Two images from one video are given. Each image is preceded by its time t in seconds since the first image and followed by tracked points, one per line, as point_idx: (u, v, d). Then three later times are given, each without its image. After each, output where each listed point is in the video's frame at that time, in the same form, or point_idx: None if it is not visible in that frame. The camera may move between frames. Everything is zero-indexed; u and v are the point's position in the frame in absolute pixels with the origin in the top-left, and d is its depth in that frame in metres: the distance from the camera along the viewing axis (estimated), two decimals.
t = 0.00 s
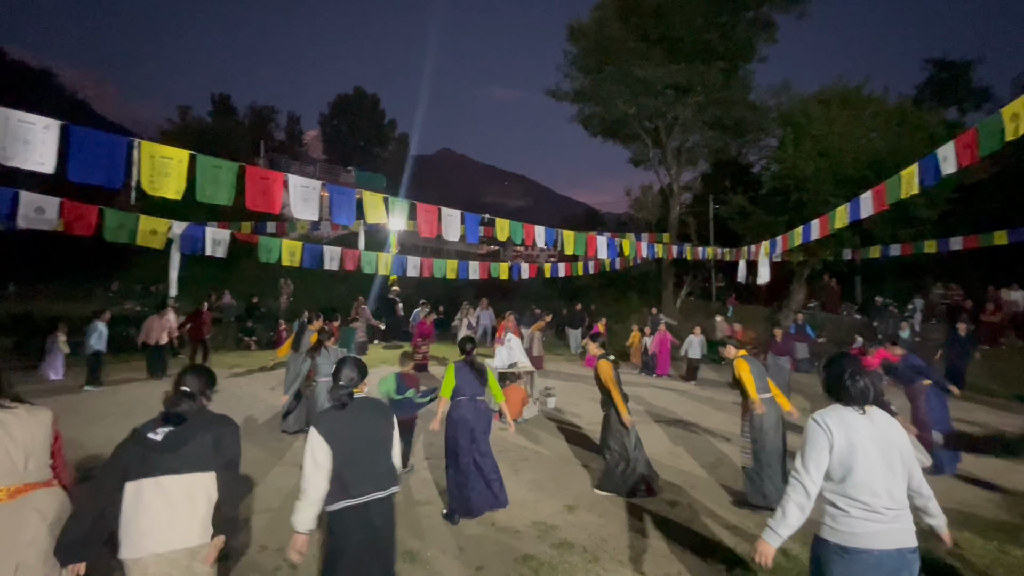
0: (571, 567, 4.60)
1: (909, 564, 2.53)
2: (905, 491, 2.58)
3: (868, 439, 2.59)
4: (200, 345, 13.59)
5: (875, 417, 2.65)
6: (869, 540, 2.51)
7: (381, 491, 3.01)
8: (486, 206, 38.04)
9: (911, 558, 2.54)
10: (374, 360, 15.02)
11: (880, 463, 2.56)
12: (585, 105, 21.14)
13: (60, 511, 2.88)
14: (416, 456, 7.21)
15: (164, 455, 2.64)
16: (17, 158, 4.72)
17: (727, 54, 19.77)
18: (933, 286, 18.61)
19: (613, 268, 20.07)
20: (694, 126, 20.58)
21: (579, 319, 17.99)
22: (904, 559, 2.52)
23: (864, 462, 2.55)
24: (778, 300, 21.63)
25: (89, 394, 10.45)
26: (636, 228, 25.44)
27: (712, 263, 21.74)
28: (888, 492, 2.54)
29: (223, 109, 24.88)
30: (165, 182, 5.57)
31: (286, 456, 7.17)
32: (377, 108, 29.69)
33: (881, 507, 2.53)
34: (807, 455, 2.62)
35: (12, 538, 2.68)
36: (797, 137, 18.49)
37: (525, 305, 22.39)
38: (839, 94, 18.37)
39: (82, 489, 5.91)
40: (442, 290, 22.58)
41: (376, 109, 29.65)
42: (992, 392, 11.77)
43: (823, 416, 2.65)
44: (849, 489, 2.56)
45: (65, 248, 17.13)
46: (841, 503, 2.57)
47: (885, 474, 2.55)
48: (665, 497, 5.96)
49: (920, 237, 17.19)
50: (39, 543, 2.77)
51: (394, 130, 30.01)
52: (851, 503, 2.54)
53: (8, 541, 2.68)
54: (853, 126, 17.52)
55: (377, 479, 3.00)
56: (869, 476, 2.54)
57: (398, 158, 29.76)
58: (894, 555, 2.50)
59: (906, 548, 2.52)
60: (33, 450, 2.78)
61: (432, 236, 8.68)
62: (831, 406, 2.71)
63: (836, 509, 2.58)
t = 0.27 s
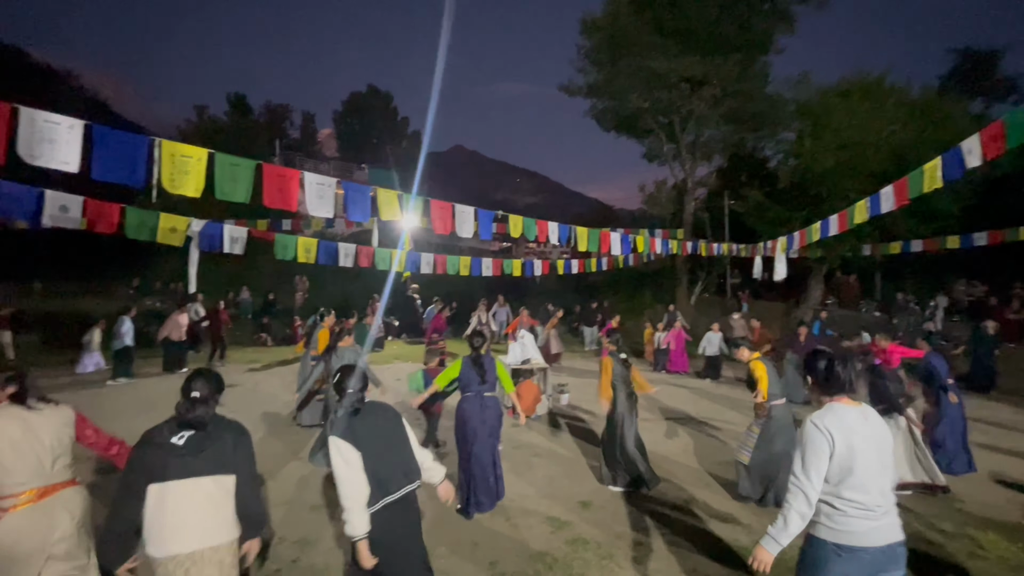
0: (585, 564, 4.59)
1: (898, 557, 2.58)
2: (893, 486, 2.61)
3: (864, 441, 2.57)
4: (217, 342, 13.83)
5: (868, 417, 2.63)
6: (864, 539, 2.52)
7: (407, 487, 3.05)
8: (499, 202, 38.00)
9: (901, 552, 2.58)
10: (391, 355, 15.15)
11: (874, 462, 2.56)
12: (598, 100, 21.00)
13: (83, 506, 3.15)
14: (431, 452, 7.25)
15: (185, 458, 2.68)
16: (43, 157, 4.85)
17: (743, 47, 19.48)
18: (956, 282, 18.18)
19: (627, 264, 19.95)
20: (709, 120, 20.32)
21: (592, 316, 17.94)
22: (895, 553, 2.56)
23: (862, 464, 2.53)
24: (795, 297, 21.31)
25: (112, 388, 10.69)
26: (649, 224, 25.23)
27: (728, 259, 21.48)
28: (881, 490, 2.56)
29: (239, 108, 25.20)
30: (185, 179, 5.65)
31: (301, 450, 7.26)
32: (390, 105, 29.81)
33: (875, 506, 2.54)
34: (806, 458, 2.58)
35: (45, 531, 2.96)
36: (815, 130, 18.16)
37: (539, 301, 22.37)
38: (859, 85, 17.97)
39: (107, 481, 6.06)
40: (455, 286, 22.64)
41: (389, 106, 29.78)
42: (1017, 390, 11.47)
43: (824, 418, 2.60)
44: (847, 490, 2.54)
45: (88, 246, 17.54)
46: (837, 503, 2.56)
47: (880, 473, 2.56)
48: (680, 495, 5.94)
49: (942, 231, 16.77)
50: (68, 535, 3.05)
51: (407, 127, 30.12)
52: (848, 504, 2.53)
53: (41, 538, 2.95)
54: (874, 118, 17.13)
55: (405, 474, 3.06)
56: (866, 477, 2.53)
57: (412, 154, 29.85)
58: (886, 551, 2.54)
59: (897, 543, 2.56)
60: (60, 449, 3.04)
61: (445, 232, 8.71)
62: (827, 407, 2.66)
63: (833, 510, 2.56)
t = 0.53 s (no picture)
0: (603, 559, 4.59)
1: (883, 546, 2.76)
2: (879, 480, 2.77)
3: (857, 441, 2.69)
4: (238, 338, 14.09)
5: (858, 417, 2.75)
6: (857, 533, 2.67)
7: (404, 480, 3.11)
8: (514, 198, 37.92)
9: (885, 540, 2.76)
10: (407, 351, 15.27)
11: (866, 461, 2.69)
12: (614, 94, 20.78)
13: (99, 485, 3.31)
14: (448, 447, 7.32)
15: (200, 437, 2.83)
16: (72, 157, 4.99)
17: (762, 38, 19.13)
18: (985, 277, 17.65)
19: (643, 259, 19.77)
20: (727, 113, 19.99)
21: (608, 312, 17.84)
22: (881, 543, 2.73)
23: (856, 463, 2.66)
24: (815, 293, 20.92)
25: (137, 383, 10.98)
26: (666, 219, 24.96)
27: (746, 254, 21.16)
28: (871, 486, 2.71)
29: (257, 107, 25.54)
30: (207, 177, 5.77)
31: (321, 443, 7.38)
32: (405, 103, 29.93)
33: (866, 501, 2.69)
34: (803, 460, 2.67)
35: (63, 507, 3.11)
36: (837, 122, 17.76)
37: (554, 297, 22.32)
38: (883, 75, 17.50)
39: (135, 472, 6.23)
40: (470, 282, 22.71)
41: (404, 104, 29.91)
42: None
43: (818, 420, 2.68)
44: (843, 487, 2.66)
45: (113, 244, 17.98)
46: (834, 501, 2.68)
47: (870, 471, 2.70)
48: (698, 492, 5.90)
49: (971, 225, 16.29)
50: (86, 511, 3.21)
51: (422, 124, 30.23)
52: (842, 501, 2.66)
53: (56, 508, 3.10)
54: (898, 109, 16.68)
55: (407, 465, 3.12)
56: (859, 476, 2.66)
57: (426, 151, 29.96)
58: (874, 542, 2.70)
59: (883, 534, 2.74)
60: (79, 430, 3.20)
61: (461, 227, 8.74)
62: (822, 410, 2.74)
63: (829, 507, 2.69)
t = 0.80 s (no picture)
0: (625, 557, 4.57)
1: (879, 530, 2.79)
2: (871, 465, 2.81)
3: (854, 429, 2.70)
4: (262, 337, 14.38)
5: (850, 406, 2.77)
6: (861, 521, 2.66)
7: (405, 485, 3.18)
8: (531, 196, 37.84)
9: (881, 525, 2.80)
10: (428, 349, 15.39)
11: (863, 448, 2.70)
12: (631, 90, 20.57)
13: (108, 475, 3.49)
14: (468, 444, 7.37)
15: (225, 439, 3.00)
16: (103, 160, 5.13)
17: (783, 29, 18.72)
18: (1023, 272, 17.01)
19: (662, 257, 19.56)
20: (748, 106, 19.61)
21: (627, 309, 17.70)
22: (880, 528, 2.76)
23: (854, 451, 2.67)
24: (841, 289, 20.44)
25: (166, 381, 11.30)
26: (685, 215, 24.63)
27: (769, 250, 20.76)
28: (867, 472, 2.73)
29: (278, 110, 25.98)
30: (232, 180, 5.89)
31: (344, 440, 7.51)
32: (423, 103, 30.11)
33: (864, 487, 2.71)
34: (804, 454, 2.64)
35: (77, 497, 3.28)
36: (862, 113, 17.29)
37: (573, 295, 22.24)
38: (912, 63, 16.96)
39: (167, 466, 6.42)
40: (488, 281, 22.77)
41: (421, 104, 30.10)
42: None
43: (817, 414, 2.66)
44: (842, 482, 2.66)
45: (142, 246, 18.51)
46: (837, 492, 2.67)
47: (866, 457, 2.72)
48: (721, 492, 5.84)
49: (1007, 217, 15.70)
50: (96, 501, 3.38)
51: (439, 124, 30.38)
52: (846, 491, 2.66)
53: (63, 498, 3.27)
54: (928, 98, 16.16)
55: (402, 474, 3.17)
56: (859, 463, 2.68)
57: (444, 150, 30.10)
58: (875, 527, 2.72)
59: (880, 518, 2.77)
60: (90, 423, 3.37)
61: (480, 226, 8.77)
62: (816, 403, 2.72)
63: (833, 499, 2.67)
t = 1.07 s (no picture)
0: (648, 561, 4.52)
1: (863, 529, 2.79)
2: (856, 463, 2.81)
3: (839, 426, 2.70)
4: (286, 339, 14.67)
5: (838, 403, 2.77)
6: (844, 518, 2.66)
7: (417, 480, 3.23)
8: (550, 197, 37.74)
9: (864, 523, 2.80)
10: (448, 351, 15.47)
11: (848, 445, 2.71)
12: (650, 89, 20.38)
13: (121, 474, 3.60)
14: (489, 446, 7.39)
15: (251, 425, 3.14)
16: (135, 168, 5.30)
17: (807, 24, 18.34)
18: None
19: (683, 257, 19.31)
20: (771, 103, 19.24)
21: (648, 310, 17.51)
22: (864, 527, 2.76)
23: (840, 448, 2.67)
24: (870, 288, 19.87)
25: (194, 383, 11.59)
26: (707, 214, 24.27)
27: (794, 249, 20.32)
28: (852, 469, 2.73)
29: (300, 117, 26.48)
30: (257, 185, 6.01)
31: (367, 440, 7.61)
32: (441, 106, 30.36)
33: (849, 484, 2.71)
34: (788, 450, 2.64)
35: (87, 497, 3.40)
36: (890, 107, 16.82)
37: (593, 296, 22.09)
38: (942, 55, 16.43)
39: (195, 465, 6.58)
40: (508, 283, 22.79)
41: (440, 107, 30.35)
42: None
43: (805, 411, 2.65)
44: (826, 480, 2.65)
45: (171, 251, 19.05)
46: (823, 489, 2.66)
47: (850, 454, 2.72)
48: (747, 496, 5.74)
49: None
50: (105, 498, 3.51)
51: (458, 127, 30.57)
52: (833, 488, 2.65)
53: (74, 494, 3.38)
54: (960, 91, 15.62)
55: (410, 472, 3.20)
56: (844, 460, 2.68)
57: (462, 153, 30.28)
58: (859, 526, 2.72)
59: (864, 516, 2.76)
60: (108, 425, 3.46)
61: (499, 227, 8.78)
62: (804, 399, 2.72)
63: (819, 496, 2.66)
